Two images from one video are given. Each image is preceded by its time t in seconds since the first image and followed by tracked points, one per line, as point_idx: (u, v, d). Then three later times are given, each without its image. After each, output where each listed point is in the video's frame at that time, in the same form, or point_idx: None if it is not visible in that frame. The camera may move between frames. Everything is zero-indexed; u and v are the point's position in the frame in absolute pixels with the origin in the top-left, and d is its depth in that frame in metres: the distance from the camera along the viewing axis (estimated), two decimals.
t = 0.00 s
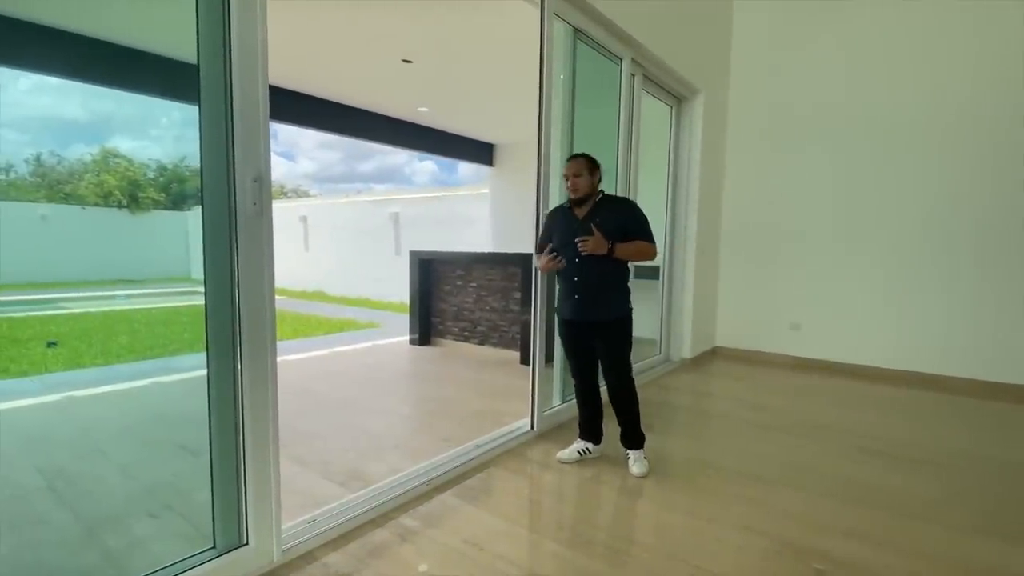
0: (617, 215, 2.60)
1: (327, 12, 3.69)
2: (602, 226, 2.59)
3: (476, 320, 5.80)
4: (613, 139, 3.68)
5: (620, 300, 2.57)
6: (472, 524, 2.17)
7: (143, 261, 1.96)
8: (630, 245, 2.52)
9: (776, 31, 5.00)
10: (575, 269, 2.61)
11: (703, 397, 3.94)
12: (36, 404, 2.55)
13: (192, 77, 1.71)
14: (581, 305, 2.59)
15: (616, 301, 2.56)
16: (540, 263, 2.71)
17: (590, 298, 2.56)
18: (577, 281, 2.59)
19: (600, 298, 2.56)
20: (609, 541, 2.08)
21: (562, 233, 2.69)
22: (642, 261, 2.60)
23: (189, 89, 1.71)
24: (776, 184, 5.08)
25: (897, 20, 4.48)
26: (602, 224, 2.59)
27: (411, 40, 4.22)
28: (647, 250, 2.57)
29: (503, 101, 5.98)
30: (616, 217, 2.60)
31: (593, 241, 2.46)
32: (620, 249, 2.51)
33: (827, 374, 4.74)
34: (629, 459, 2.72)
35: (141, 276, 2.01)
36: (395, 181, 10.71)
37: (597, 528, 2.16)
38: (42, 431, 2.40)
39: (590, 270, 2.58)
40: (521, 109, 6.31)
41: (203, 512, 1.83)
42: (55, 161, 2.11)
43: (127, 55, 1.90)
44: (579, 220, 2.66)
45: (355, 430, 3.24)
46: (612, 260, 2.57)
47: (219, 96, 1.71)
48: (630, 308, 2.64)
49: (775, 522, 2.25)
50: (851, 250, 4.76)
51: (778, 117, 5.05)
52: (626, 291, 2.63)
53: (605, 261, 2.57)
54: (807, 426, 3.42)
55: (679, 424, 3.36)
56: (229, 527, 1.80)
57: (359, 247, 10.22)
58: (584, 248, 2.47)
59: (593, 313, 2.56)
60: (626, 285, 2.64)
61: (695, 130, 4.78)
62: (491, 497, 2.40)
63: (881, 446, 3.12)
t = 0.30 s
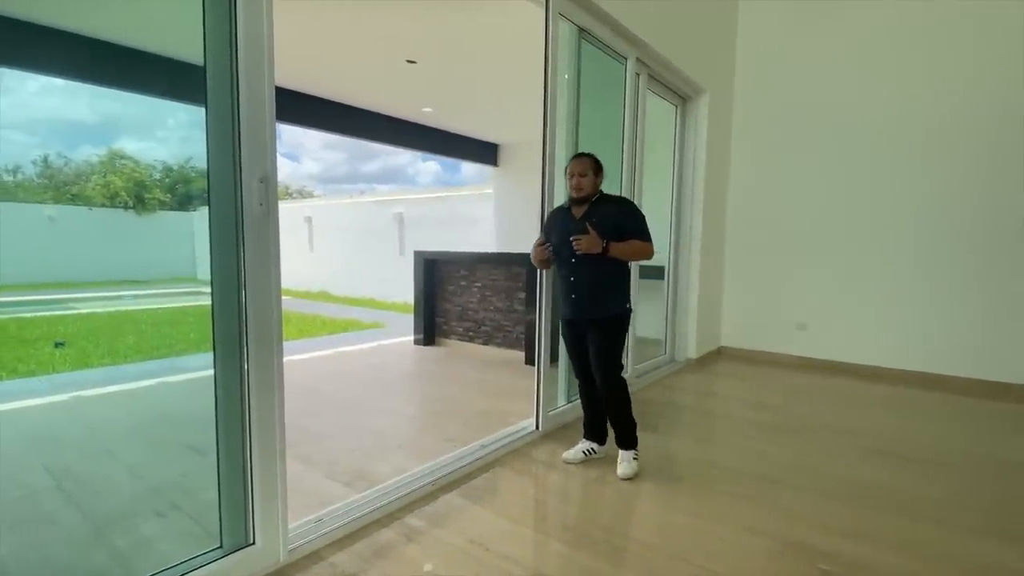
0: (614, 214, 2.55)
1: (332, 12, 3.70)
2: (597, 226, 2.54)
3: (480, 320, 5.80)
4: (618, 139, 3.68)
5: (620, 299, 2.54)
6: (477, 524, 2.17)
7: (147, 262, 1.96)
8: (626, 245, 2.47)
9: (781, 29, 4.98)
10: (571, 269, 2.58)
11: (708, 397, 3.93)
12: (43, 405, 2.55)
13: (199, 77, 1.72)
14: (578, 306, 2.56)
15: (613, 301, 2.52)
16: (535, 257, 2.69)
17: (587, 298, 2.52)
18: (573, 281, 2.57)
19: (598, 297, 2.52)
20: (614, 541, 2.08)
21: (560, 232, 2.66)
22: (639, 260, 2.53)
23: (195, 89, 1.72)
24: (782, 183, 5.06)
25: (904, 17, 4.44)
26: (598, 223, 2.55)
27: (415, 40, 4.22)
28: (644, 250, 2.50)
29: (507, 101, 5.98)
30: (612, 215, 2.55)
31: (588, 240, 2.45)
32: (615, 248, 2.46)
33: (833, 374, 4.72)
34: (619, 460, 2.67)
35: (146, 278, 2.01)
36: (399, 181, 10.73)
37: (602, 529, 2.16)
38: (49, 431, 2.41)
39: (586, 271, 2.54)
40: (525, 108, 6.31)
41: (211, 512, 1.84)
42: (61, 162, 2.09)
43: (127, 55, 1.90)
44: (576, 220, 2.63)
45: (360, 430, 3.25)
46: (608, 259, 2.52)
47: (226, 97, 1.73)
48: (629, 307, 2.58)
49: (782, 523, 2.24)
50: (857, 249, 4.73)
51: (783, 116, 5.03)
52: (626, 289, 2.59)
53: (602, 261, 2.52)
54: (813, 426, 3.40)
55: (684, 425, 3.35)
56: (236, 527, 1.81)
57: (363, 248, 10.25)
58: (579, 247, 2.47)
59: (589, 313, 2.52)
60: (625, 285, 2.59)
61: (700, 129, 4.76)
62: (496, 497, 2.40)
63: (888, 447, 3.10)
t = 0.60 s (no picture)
0: (617, 213, 2.51)
1: (341, 13, 3.72)
2: (600, 226, 2.50)
3: (488, 321, 5.80)
4: (627, 139, 3.67)
5: (623, 300, 2.46)
6: (486, 524, 2.17)
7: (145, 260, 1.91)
8: (629, 245, 2.41)
9: (792, 27, 4.94)
10: (572, 270, 2.55)
11: (717, 398, 3.91)
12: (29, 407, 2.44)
13: (211, 78, 1.75)
14: (581, 308, 2.50)
15: (614, 302, 2.45)
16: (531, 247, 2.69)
17: (588, 299, 2.47)
18: (576, 283, 2.52)
19: (599, 298, 2.46)
20: (622, 542, 2.07)
21: (563, 232, 2.62)
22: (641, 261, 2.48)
23: (207, 91, 1.75)
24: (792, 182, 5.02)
25: (916, 14, 4.39)
26: (601, 223, 2.50)
27: (424, 40, 4.22)
28: (647, 251, 2.45)
29: (515, 101, 5.98)
30: (615, 215, 2.50)
31: (589, 238, 2.40)
32: (616, 248, 2.41)
33: (844, 375, 4.67)
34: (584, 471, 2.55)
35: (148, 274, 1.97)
36: (407, 181, 10.76)
37: (611, 530, 2.15)
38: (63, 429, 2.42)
39: (587, 272, 2.49)
40: (533, 108, 6.30)
41: (222, 511, 1.85)
42: (75, 163, 1.90)
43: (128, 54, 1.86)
44: (578, 219, 2.58)
45: (369, 429, 3.26)
46: (611, 259, 2.47)
47: (238, 100, 1.76)
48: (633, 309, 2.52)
49: (793, 525, 2.22)
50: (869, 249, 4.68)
51: (793, 115, 4.98)
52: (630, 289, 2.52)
53: (604, 261, 2.47)
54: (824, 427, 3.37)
55: (693, 426, 3.33)
56: (247, 526, 1.82)
57: (372, 248, 10.29)
58: (580, 246, 2.42)
59: (589, 314, 2.46)
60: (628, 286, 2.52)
61: (709, 128, 4.74)
62: (505, 497, 2.40)
63: (901, 449, 3.06)
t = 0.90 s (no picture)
0: (627, 216, 2.45)
1: (356, 13, 3.75)
2: (610, 227, 2.45)
3: (501, 320, 5.81)
4: (641, 138, 3.66)
5: (628, 305, 2.40)
6: (500, 523, 2.17)
7: (163, 259, 1.95)
8: (640, 249, 2.35)
9: (809, 24, 4.87)
10: (578, 272, 2.51)
11: (731, 399, 3.87)
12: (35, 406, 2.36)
13: (229, 81, 1.77)
14: (581, 310, 2.47)
15: (619, 308, 2.40)
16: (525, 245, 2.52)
17: (592, 302, 2.43)
18: (580, 283, 2.49)
19: (603, 303, 2.41)
20: (638, 543, 2.05)
21: (571, 230, 2.58)
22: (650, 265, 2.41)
23: (226, 94, 1.78)
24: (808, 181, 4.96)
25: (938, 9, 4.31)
26: (611, 225, 2.45)
27: (439, 40, 4.24)
28: (657, 255, 2.38)
29: (528, 101, 5.98)
30: (627, 216, 2.44)
31: (597, 242, 2.32)
32: (625, 251, 2.34)
33: (861, 377, 4.61)
34: (586, 480, 2.47)
35: (158, 271, 1.97)
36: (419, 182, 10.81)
37: (626, 530, 2.13)
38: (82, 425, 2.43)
39: (593, 274, 2.45)
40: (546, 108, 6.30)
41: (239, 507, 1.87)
42: (94, 164, 1.78)
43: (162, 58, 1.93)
44: (588, 218, 2.52)
45: (383, 427, 3.27)
46: (619, 262, 2.42)
47: (257, 104, 1.79)
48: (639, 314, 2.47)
49: (811, 527, 2.19)
50: (888, 249, 4.60)
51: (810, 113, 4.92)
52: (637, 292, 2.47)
53: (613, 264, 2.42)
54: (841, 429, 3.32)
55: (707, 427, 3.30)
56: (264, 521, 1.85)
57: (384, 247, 10.37)
58: (586, 248, 2.33)
59: (591, 318, 2.43)
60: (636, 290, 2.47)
61: (724, 127, 4.69)
62: (519, 496, 2.39)
63: (922, 451, 3.00)
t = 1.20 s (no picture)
0: (639, 211, 2.43)
1: (375, 15, 3.79)
2: (621, 222, 2.44)
3: (515, 319, 5.81)
4: (658, 136, 3.63)
5: (638, 304, 2.39)
6: (515, 521, 2.17)
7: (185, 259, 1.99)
8: (652, 244, 2.31)
9: (831, 19, 4.79)
10: (587, 267, 2.48)
11: (749, 400, 3.82)
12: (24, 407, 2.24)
13: (252, 82, 1.80)
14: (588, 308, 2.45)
15: (627, 307, 2.38)
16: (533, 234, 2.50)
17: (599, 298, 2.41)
18: (587, 280, 2.46)
19: (613, 300, 2.39)
20: (654, 544, 2.04)
21: (581, 225, 2.58)
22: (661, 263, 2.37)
23: (248, 95, 1.80)
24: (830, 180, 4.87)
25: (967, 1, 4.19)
26: (621, 219, 2.44)
27: (456, 40, 4.26)
28: (668, 252, 2.35)
29: (544, 99, 5.96)
30: (638, 211, 2.43)
31: (606, 233, 2.30)
32: (635, 245, 2.30)
33: (884, 379, 4.51)
34: (601, 480, 2.46)
35: (179, 266, 2.01)
36: (434, 181, 10.86)
37: (642, 531, 2.12)
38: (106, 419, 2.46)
39: (602, 271, 2.43)
40: (561, 107, 6.30)
41: (260, 502, 1.90)
42: (117, 163, 1.81)
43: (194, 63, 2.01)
44: (598, 212, 2.52)
45: (399, 424, 3.30)
46: (629, 258, 2.40)
47: (279, 106, 1.81)
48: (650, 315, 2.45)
49: (832, 530, 2.15)
50: (911, 249, 4.50)
51: (832, 110, 4.83)
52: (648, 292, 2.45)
53: (623, 259, 2.40)
54: (864, 432, 3.26)
55: (725, 428, 3.26)
56: (284, 516, 1.88)
57: (399, 246, 10.44)
58: (595, 239, 2.31)
59: (599, 316, 2.41)
60: (646, 289, 2.44)
61: (742, 125, 4.64)
62: (535, 495, 2.39)
63: (947, 456, 2.92)
